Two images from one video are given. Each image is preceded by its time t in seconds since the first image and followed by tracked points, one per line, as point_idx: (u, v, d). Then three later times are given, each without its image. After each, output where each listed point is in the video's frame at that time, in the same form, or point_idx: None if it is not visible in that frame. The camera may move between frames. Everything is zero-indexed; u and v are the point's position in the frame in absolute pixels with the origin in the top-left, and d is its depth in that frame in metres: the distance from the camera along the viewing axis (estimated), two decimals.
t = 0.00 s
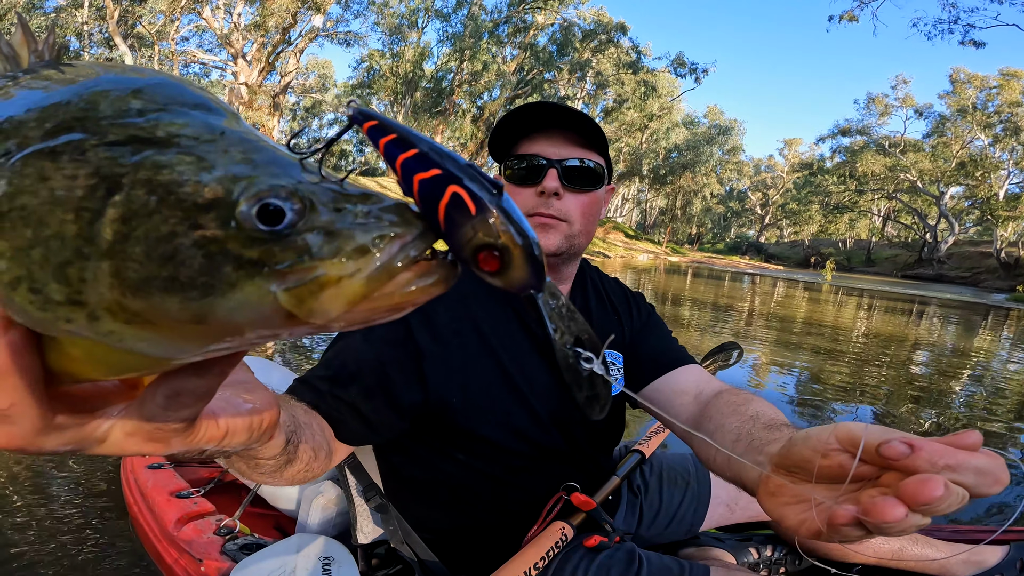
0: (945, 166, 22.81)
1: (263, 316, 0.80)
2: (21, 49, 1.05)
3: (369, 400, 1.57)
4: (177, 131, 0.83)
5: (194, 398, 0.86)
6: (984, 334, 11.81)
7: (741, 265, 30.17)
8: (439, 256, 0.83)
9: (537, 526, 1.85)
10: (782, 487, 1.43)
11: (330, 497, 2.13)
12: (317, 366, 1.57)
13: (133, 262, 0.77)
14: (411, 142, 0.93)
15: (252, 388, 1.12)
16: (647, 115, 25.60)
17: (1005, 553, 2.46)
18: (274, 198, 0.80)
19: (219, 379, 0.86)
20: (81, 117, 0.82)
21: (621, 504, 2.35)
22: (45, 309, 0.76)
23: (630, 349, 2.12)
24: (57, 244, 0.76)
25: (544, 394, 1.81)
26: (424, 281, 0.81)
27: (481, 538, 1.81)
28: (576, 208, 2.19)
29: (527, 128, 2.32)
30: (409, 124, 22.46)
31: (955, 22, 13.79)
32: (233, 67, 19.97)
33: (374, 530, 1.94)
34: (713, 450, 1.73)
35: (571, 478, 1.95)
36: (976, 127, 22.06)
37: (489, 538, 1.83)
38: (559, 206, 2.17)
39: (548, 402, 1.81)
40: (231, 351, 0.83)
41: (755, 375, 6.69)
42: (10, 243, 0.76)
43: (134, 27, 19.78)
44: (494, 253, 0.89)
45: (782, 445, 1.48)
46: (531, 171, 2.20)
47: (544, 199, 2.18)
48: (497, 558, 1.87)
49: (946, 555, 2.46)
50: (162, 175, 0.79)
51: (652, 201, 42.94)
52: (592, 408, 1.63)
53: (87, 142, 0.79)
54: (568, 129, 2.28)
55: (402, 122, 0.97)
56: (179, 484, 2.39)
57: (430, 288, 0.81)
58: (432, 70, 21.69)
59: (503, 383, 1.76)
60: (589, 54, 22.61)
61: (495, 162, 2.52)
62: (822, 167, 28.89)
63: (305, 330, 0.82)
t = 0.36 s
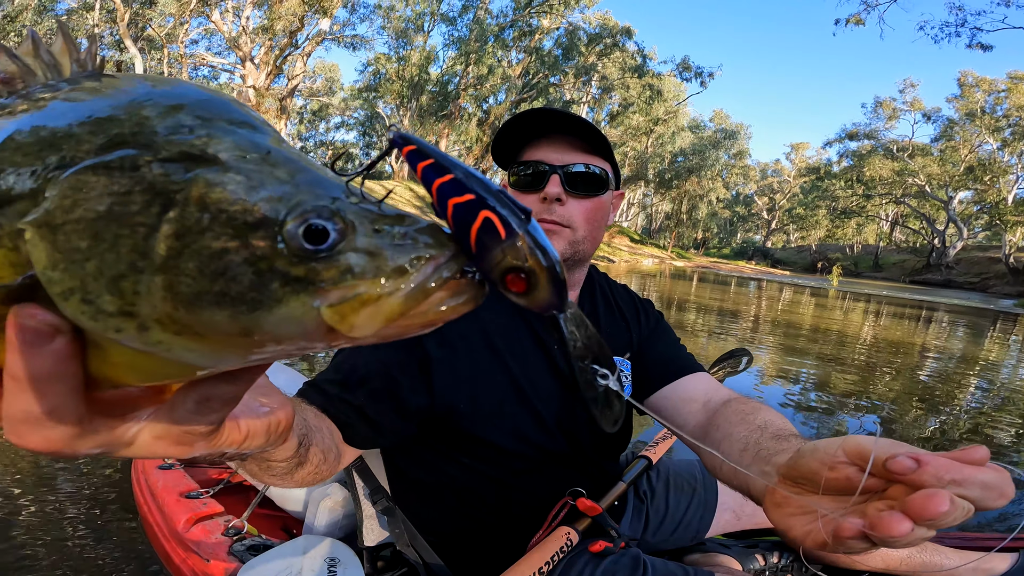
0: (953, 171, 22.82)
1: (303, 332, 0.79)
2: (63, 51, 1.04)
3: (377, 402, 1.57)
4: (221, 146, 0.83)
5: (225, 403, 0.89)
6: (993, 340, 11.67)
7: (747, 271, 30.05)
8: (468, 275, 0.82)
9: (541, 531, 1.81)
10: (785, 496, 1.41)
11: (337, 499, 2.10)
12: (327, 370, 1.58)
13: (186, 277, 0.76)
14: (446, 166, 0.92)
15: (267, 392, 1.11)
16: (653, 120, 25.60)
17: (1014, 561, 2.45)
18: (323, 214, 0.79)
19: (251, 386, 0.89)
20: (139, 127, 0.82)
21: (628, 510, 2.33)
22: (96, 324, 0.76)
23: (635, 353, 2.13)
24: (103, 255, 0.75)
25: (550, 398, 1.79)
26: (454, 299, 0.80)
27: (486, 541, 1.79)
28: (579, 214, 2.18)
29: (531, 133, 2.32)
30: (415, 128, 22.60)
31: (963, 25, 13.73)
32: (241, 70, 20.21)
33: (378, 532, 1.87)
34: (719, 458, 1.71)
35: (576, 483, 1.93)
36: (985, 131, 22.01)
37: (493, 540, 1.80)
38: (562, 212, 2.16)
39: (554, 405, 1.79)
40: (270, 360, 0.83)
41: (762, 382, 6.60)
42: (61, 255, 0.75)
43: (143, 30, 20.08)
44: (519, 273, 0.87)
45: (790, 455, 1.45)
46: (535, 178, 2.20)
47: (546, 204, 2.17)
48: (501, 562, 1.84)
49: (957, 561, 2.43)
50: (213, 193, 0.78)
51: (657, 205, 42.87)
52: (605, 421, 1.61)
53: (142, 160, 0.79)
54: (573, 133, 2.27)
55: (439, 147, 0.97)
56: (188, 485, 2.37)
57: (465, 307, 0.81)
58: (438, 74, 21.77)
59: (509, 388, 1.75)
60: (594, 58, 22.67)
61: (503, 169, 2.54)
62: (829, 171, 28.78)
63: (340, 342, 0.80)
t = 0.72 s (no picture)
0: (961, 173, 22.72)
1: (447, 365, 1.05)
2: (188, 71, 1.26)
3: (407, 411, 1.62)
4: (371, 186, 1.08)
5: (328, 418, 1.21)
6: (1002, 344, 11.60)
7: (753, 274, 29.91)
8: (586, 317, 1.07)
9: (566, 535, 1.84)
10: (819, 502, 1.42)
11: (360, 503, 2.15)
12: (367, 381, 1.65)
13: (346, 316, 1.01)
14: (573, 219, 1.11)
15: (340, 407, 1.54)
16: (658, 122, 25.58)
17: None
18: (465, 262, 1.06)
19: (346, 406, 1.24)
20: (277, 183, 1.05)
21: (646, 514, 2.38)
22: (253, 353, 1.00)
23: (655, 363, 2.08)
24: (267, 296, 1.00)
25: (571, 401, 1.80)
26: (564, 343, 1.05)
27: (509, 543, 1.79)
28: (607, 223, 2.20)
29: (558, 144, 2.33)
30: (420, 130, 22.68)
31: (970, 27, 13.69)
32: (248, 72, 20.49)
33: (403, 536, 1.89)
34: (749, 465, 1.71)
35: (598, 487, 1.92)
36: (993, 134, 21.94)
37: (515, 543, 1.79)
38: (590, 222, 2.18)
39: (576, 409, 1.79)
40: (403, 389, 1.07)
41: (766, 386, 6.60)
42: (229, 296, 0.99)
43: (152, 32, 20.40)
44: (638, 316, 1.00)
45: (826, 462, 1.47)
46: (563, 189, 2.22)
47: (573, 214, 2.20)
48: (526, 564, 1.84)
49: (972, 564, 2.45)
50: (365, 240, 1.03)
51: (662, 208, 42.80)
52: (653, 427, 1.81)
53: (299, 199, 1.03)
54: (599, 141, 2.28)
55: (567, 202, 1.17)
56: (213, 490, 2.40)
57: (571, 348, 1.06)
58: (444, 76, 21.78)
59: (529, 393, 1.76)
60: (600, 60, 22.74)
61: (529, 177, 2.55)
62: (836, 174, 28.69)
63: (456, 365, 1.05)
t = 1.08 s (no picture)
0: (972, 175, 22.60)
1: (599, 388, 1.19)
2: (347, 106, 1.39)
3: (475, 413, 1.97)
4: (543, 235, 1.23)
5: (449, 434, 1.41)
6: (1014, 348, 11.52)
7: (761, 277, 29.78)
8: (704, 348, 1.21)
9: (604, 532, 1.99)
10: (862, 503, 1.56)
11: (397, 505, 2.22)
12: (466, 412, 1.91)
13: (525, 349, 1.15)
14: (700, 268, 1.23)
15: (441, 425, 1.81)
16: (665, 125, 25.56)
17: None
18: (613, 305, 1.18)
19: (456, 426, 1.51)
20: (462, 234, 1.19)
21: (675, 516, 2.40)
22: (444, 380, 1.16)
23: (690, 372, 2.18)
24: (458, 334, 1.14)
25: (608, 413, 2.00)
26: (685, 365, 1.17)
27: (550, 541, 1.99)
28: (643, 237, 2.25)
29: (595, 157, 2.34)
30: (427, 133, 22.77)
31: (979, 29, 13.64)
32: (257, 75, 20.90)
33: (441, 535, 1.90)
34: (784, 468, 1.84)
35: (631, 490, 2.10)
36: (1004, 135, 21.84)
37: (555, 541, 1.99)
38: (627, 236, 2.23)
39: (611, 420, 1.98)
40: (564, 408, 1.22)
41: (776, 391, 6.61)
42: (430, 331, 1.14)
43: (163, 36, 20.79)
44: (750, 345, 1.09)
45: (864, 465, 1.61)
46: (602, 203, 2.25)
47: (612, 229, 2.24)
48: (564, 563, 2.02)
49: (996, 562, 2.49)
50: (540, 284, 1.17)
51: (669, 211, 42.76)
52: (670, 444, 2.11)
53: (481, 249, 1.17)
54: (637, 156, 2.29)
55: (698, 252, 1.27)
56: (251, 492, 2.53)
57: (694, 368, 1.19)
58: (451, 79, 21.94)
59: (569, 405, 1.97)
60: (606, 63, 22.75)
61: (566, 190, 2.58)
62: (845, 176, 28.57)
63: (607, 386, 1.18)
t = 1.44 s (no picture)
0: (987, 176, 22.42)
1: (707, 354, 1.22)
2: (466, 99, 1.35)
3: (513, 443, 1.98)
4: (659, 217, 1.23)
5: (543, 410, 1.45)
6: None
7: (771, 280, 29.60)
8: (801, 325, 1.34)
9: (641, 526, 2.03)
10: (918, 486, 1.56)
11: (429, 502, 2.26)
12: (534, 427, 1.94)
13: (646, 316, 1.19)
14: (801, 253, 1.47)
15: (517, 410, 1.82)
16: (674, 127, 25.54)
17: None
18: (722, 277, 1.21)
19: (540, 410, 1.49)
20: (591, 211, 1.20)
21: (708, 511, 2.37)
22: (569, 344, 1.18)
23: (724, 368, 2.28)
24: (586, 302, 1.17)
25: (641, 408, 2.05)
26: (780, 332, 1.23)
27: (587, 538, 2.05)
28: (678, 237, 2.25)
29: (633, 155, 2.32)
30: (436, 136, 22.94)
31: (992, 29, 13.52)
32: (269, 79, 21.30)
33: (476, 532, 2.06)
34: (829, 458, 1.90)
35: (665, 486, 2.13)
36: (1018, 136, 21.75)
37: (591, 539, 2.05)
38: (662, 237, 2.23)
39: (649, 414, 2.04)
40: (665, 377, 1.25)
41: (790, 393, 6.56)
42: (563, 296, 1.16)
43: (177, 40, 21.18)
44: (844, 317, 1.27)
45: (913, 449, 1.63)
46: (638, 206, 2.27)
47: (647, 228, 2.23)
48: (598, 560, 2.08)
49: None
50: (659, 260, 1.20)
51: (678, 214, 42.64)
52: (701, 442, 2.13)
53: (607, 228, 1.20)
54: (676, 156, 2.29)
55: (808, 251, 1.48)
56: (282, 490, 2.76)
57: (793, 337, 1.25)
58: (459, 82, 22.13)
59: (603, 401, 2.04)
60: (615, 65, 22.61)
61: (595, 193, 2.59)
62: (858, 178, 28.38)
63: (715, 351, 1.22)
